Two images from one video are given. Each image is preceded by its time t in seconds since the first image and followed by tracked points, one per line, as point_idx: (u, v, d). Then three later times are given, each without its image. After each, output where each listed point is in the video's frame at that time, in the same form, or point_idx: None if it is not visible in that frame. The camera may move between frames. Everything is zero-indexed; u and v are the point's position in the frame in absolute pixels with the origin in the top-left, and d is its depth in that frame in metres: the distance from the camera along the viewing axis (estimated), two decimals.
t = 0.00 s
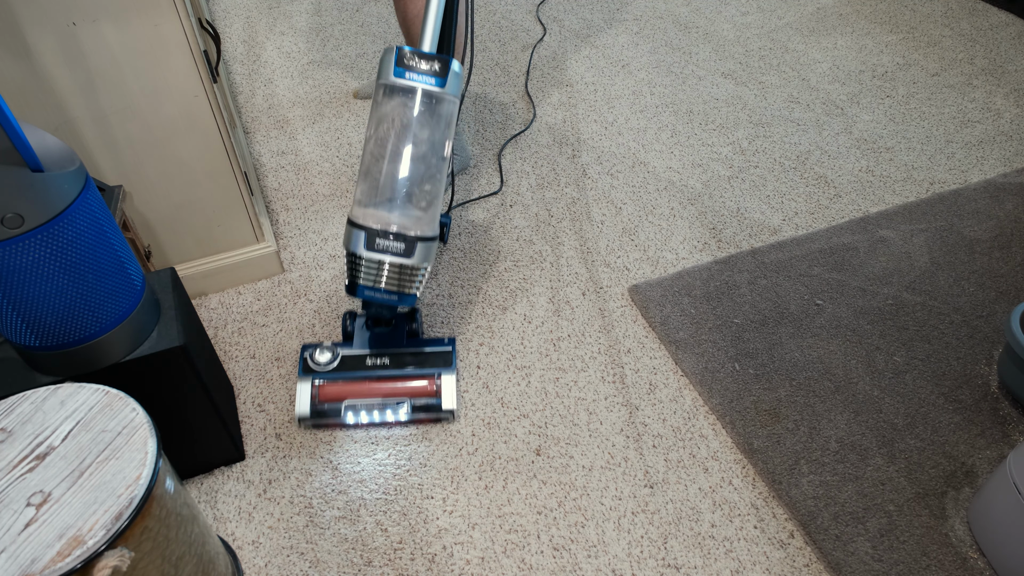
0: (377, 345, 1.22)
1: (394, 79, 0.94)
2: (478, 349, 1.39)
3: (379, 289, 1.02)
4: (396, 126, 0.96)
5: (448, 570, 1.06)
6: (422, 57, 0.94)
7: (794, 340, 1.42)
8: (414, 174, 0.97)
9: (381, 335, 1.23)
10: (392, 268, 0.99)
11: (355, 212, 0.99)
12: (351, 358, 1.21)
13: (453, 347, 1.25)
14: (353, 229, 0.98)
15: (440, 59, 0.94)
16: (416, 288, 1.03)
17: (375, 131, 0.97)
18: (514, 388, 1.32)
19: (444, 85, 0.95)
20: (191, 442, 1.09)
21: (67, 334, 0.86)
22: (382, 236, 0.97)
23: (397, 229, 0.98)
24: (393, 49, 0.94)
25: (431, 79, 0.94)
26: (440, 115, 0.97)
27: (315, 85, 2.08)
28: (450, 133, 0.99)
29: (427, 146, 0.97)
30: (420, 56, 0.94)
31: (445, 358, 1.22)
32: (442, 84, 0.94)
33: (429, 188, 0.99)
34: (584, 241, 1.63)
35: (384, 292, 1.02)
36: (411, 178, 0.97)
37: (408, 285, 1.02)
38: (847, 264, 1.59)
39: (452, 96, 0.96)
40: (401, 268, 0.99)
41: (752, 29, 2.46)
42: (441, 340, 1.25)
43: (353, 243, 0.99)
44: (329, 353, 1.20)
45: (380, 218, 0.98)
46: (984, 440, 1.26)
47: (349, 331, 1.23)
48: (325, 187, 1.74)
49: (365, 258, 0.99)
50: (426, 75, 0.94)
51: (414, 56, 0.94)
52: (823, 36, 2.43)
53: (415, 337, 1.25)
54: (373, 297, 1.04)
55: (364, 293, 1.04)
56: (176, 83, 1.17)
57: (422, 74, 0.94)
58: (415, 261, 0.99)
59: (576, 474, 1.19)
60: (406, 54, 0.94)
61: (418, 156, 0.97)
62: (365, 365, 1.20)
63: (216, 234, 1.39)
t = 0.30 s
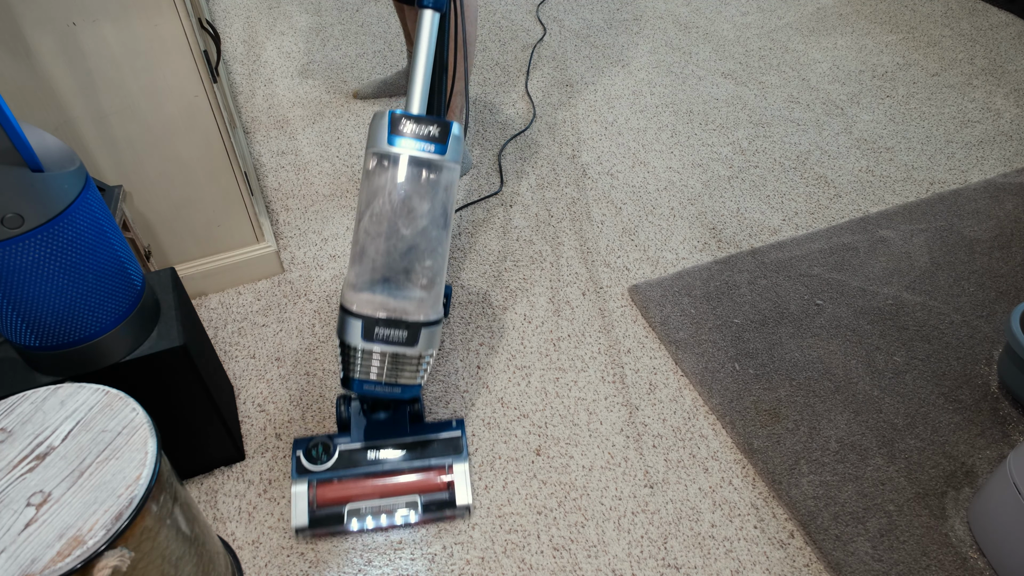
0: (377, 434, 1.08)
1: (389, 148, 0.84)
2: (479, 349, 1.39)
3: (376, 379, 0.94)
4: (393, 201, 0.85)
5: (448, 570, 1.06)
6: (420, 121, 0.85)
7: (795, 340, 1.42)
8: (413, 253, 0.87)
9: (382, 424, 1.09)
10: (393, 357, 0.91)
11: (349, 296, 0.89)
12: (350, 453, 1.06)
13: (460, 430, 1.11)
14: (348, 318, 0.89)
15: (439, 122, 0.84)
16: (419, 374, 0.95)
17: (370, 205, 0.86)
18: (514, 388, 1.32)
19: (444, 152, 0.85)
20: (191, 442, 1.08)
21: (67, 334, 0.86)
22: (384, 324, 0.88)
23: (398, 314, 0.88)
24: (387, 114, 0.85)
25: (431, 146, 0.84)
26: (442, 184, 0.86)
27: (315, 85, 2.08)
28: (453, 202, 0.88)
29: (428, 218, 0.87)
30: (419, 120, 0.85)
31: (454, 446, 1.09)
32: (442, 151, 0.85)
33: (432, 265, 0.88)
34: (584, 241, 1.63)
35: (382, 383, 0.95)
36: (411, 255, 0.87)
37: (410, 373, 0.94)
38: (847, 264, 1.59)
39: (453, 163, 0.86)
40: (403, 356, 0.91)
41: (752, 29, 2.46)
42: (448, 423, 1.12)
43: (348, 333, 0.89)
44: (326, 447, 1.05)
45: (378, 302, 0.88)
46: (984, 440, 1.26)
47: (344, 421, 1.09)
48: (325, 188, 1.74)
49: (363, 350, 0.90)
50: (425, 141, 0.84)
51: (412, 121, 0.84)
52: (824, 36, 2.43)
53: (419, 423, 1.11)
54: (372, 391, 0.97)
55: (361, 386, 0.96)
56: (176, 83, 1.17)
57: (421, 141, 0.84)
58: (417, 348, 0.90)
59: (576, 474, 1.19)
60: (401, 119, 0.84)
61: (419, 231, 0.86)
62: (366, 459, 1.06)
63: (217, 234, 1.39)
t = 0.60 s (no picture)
0: (366, 540, 0.94)
1: (351, 231, 0.79)
2: (478, 349, 1.39)
3: (348, 491, 0.82)
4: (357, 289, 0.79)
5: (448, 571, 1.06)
6: (385, 197, 0.80)
7: (794, 340, 1.42)
8: (384, 346, 0.80)
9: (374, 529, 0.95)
10: (363, 463, 0.81)
11: (317, 396, 0.81)
12: (333, 559, 0.93)
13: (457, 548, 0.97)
14: (316, 422, 0.81)
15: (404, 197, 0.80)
16: (400, 485, 0.84)
17: (334, 296, 0.80)
18: (514, 388, 1.32)
19: (412, 230, 0.79)
20: (191, 442, 1.08)
21: (67, 334, 0.86)
22: (351, 429, 0.80)
23: (368, 416, 0.80)
24: (347, 193, 0.80)
25: (396, 224, 0.79)
26: (412, 267, 0.79)
27: (315, 85, 2.08)
28: (428, 285, 0.81)
29: (400, 306, 0.79)
30: (383, 196, 0.80)
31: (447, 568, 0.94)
32: (408, 230, 0.79)
33: (410, 354, 0.80)
34: (584, 241, 1.63)
35: (358, 496, 0.83)
36: (383, 347, 0.79)
37: (392, 485, 0.83)
38: (848, 264, 1.59)
39: (425, 242, 0.79)
40: (377, 464, 0.81)
41: (752, 29, 2.46)
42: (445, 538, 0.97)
43: (315, 439, 0.81)
44: (308, 550, 0.93)
45: (345, 404, 0.80)
46: (984, 440, 1.26)
47: (335, 520, 0.96)
48: (325, 188, 1.74)
49: (331, 458, 0.81)
50: (389, 220, 0.79)
51: (375, 199, 0.80)
52: (823, 36, 2.43)
53: (415, 531, 0.97)
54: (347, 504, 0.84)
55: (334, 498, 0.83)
56: (176, 84, 1.17)
57: (387, 219, 0.79)
58: (393, 454, 0.81)
59: (576, 474, 1.19)
60: (367, 198, 0.80)
61: (390, 321, 0.79)
62: (345, 570, 0.92)
63: (217, 234, 1.39)
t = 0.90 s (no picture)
0: None
1: (299, 318, 0.68)
2: (478, 349, 1.39)
3: None
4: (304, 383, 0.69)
5: (448, 571, 1.06)
6: (334, 281, 0.67)
7: (795, 340, 1.42)
8: (331, 447, 0.68)
9: None
10: None
11: (262, 500, 0.70)
12: None
13: None
14: (258, 529, 0.69)
15: (355, 282, 0.66)
16: None
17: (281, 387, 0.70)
18: (514, 388, 1.32)
19: (364, 320, 0.66)
20: (190, 442, 1.08)
21: (67, 334, 0.86)
22: (289, 541, 0.67)
23: (308, 527, 0.68)
24: (296, 273, 0.68)
25: (346, 313, 0.66)
26: (366, 359, 0.67)
27: (315, 85, 2.08)
28: (385, 378, 0.69)
29: (351, 401, 0.68)
30: (333, 280, 0.67)
31: None
32: (360, 320, 0.66)
33: (365, 456, 0.69)
34: (585, 241, 1.63)
35: None
36: (334, 448, 0.68)
37: None
38: (848, 264, 1.59)
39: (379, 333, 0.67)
40: None
41: (752, 29, 2.46)
42: None
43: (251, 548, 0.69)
44: None
45: (289, 511, 0.68)
46: (985, 440, 1.26)
47: None
48: (325, 188, 1.74)
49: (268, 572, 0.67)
50: (338, 307, 0.67)
51: (324, 284, 0.67)
52: (824, 36, 2.43)
53: None
54: None
55: None
56: (176, 83, 1.17)
57: (337, 305, 0.67)
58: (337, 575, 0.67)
59: (576, 474, 1.19)
60: (315, 280, 0.67)
61: (340, 419, 0.68)
62: None
63: (217, 234, 1.39)
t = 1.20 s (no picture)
0: None
1: (263, 377, 0.69)
2: (479, 348, 1.39)
3: None
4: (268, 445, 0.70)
5: (448, 571, 1.06)
6: (298, 341, 0.67)
7: (795, 340, 1.42)
8: (291, 516, 0.69)
9: None
10: None
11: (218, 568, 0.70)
12: None
13: None
14: None
15: (318, 343, 0.66)
16: None
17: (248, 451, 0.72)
18: (514, 388, 1.32)
19: (325, 383, 0.67)
20: (191, 442, 1.09)
21: (67, 334, 0.86)
22: None
23: None
24: (262, 330, 0.69)
25: (307, 375, 0.67)
26: (330, 427, 0.69)
27: (315, 85, 2.08)
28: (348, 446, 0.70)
29: (312, 471, 0.70)
30: (296, 341, 0.67)
31: None
32: (322, 383, 0.67)
33: (325, 527, 0.70)
34: (584, 241, 1.63)
35: None
36: (294, 516, 0.69)
37: None
38: (848, 264, 1.59)
39: (344, 399, 0.68)
40: None
41: (752, 29, 2.46)
42: None
43: None
44: None
45: None
46: (985, 440, 1.26)
47: None
48: (325, 188, 1.74)
49: None
50: (301, 370, 0.67)
51: (288, 344, 0.67)
52: (824, 36, 2.43)
53: None
54: None
55: None
56: (176, 84, 1.17)
57: (301, 368, 0.67)
58: None
59: (576, 474, 1.19)
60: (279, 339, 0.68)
61: (299, 488, 0.69)
62: None
63: (217, 234, 1.39)
